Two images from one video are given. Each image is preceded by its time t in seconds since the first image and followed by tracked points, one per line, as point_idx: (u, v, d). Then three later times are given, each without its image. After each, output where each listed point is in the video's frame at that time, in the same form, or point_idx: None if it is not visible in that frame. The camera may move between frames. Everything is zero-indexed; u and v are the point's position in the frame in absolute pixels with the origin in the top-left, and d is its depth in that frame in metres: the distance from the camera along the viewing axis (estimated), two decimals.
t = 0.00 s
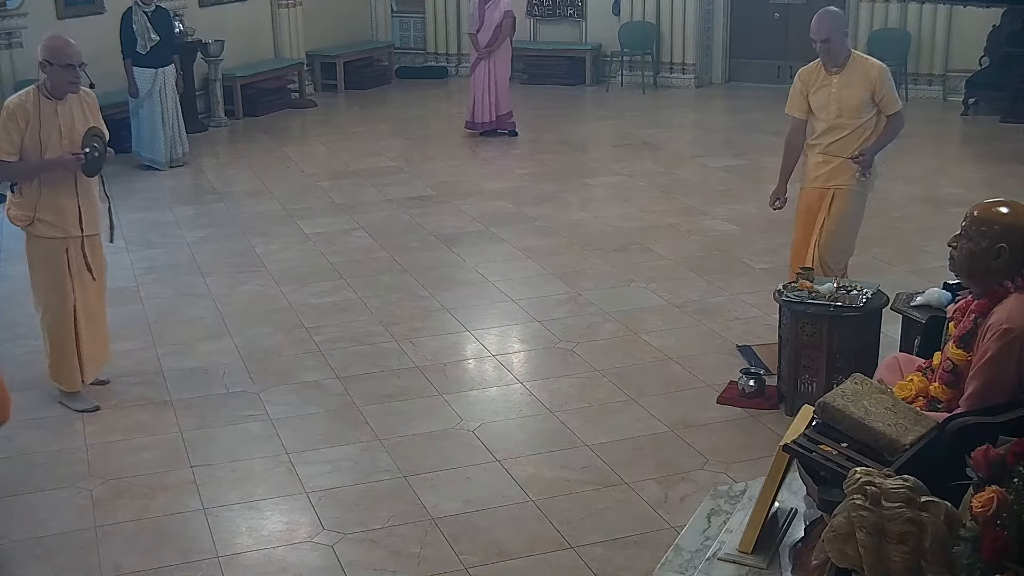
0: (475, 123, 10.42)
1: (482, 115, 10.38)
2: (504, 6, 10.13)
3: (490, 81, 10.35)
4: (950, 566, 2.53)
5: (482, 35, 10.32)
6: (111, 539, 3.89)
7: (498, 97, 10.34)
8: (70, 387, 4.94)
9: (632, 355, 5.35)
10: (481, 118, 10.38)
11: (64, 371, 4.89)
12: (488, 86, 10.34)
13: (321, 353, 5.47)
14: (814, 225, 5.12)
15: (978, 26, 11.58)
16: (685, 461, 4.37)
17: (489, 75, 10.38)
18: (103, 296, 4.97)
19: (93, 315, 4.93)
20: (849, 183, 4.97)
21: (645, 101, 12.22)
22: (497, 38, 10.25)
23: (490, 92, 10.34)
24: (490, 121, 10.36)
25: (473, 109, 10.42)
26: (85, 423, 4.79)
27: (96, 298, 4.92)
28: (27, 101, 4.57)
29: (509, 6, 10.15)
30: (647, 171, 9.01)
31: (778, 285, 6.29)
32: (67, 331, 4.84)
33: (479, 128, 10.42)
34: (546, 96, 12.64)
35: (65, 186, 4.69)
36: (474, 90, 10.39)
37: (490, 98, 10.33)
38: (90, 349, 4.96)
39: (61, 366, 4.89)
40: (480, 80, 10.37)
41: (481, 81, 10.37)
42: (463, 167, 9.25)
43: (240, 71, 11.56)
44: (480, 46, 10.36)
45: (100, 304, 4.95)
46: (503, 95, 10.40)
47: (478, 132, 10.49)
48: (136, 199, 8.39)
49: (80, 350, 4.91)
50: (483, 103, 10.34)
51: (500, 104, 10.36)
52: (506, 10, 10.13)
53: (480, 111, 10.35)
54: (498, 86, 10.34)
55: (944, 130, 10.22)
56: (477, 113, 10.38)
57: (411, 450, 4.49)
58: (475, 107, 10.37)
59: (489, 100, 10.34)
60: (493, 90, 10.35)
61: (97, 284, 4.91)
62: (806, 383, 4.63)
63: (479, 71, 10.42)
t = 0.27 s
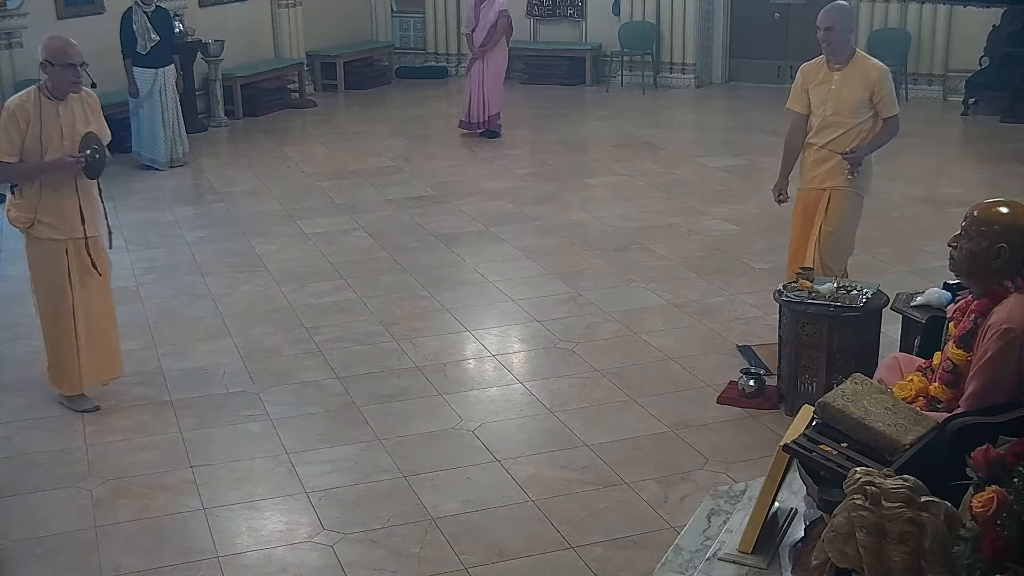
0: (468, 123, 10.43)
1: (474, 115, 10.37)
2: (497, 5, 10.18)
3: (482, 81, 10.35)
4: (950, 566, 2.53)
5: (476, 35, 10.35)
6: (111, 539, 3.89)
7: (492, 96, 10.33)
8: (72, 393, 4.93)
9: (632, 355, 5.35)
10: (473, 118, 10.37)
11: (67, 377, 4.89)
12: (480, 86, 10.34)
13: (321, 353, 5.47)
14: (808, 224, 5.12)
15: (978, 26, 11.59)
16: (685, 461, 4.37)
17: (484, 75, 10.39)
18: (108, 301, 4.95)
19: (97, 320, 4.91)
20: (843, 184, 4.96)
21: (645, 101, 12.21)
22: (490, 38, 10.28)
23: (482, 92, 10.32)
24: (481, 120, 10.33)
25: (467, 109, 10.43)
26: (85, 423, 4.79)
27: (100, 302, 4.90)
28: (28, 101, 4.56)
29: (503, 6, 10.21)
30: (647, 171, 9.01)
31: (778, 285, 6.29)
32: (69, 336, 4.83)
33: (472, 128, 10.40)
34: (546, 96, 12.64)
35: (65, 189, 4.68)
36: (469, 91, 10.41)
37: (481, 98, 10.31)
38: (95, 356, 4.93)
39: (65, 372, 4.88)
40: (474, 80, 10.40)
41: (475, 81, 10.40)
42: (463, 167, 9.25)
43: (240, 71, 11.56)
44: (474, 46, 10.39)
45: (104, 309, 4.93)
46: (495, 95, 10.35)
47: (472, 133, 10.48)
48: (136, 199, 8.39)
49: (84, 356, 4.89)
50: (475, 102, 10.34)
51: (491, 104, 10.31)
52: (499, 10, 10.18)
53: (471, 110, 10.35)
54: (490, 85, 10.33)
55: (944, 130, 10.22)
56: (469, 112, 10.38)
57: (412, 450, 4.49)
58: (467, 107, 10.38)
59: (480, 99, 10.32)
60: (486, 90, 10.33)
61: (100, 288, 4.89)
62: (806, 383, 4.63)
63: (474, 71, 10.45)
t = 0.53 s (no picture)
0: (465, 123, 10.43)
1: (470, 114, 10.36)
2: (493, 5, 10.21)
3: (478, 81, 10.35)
4: (951, 566, 2.53)
5: (473, 35, 10.38)
6: (111, 539, 3.89)
7: (487, 95, 10.29)
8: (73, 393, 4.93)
9: (633, 355, 5.35)
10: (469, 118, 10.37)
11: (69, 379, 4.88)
12: (475, 85, 10.33)
13: (321, 353, 5.47)
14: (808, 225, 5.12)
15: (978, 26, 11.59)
16: (684, 461, 4.37)
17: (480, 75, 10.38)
18: (111, 305, 4.91)
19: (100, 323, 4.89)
20: (844, 185, 4.97)
21: (645, 101, 12.21)
22: (487, 37, 10.29)
23: (478, 91, 10.30)
24: (477, 119, 10.31)
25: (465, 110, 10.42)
26: (85, 423, 4.79)
27: (105, 305, 4.88)
28: (28, 101, 4.57)
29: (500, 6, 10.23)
30: (647, 171, 9.01)
31: (778, 285, 6.29)
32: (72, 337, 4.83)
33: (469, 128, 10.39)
34: (547, 96, 12.64)
35: (65, 188, 4.68)
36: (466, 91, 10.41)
37: (476, 97, 10.29)
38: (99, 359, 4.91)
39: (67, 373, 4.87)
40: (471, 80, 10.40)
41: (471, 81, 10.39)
42: (463, 167, 9.25)
43: (240, 71, 11.56)
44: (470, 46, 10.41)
45: (108, 311, 4.90)
46: (491, 93, 10.31)
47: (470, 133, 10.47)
48: (136, 200, 8.39)
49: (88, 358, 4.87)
50: (470, 102, 10.32)
51: (486, 103, 10.28)
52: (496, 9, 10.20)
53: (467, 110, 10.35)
54: (485, 85, 10.31)
55: (944, 130, 10.22)
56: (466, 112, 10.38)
57: (412, 450, 4.49)
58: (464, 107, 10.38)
59: (475, 99, 10.30)
60: (481, 89, 10.31)
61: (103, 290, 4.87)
62: (806, 383, 4.63)
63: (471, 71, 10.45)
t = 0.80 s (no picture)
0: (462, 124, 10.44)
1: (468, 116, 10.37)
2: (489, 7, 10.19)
3: (475, 82, 10.34)
4: (950, 567, 2.53)
5: (470, 36, 10.36)
6: (111, 539, 3.89)
7: (485, 96, 10.29)
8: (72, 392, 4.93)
9: (633, 355, 5.35)
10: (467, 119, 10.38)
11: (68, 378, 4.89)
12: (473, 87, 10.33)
13: (321, 353, 5.47)
14: (809, 225, 5.12)
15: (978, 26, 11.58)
16: (684, 461, 4.37)
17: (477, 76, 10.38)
18: (113, 305, 4.92)
19: (100, 321, 4.90)
20: (845, 185, 4.97)
21: (645, 101, 12.21)
22: (483, 38, 10.27)
23: (475, 93, 10.31)
24: (474, 121, 10.32)
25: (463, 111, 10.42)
26: (85, 423, 4.79)
27: (105, 304, 4.88)
28: (30, 100, 4.57)
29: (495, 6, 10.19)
30: (647, 171, 9.01)
31: (778, 285, 6.29)
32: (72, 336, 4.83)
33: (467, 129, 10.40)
34: (547, 96, 12.64)
35: (67, 186, 4.68)
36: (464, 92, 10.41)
37: (473, 99, 10.30)
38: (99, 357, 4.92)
39: (67, 372, 4.87)
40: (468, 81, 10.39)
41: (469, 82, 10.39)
42: (463, 167, 9.25)
43: (240, 71, 11.56)
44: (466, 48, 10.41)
45: (108, 311, 4.91)
46: (488, 94, 10.31)
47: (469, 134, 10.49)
48: (136, 200, 8.39)
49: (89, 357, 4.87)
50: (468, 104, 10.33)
51: (483, 104, 10.29)
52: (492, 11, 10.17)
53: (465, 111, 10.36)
54: (483, 86, 10.31)
55: (944, 130, 10.22)
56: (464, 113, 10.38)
57: (412, 450, 4.49)
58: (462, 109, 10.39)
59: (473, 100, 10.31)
60: (478, 90, 10.31)
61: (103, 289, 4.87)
62: (806, 383, 4.63)
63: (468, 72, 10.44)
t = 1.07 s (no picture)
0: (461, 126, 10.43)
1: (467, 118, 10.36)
2: (486, 8, 10.17)
3: (473, 84, 10.34)
4: (951, 567, 2.53)
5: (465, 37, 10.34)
6: (111, 539, 3.89)
7: (484, 98, 10.30)
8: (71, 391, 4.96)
9: (632, 355, 5.35)
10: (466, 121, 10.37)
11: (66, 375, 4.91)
12: (471, 89, 10.33)
13: (321, 352, 5.47)
14: (809, 225, 5.12)
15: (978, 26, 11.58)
16: (684, 461, 4.37)
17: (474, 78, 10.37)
18: (113, 305, 4.92)
19: (100, 321, 4.90)
20: (845, 185, 4.97)
21: (646, 101, 12.21)
22: (479, 39, 10.25)
23: (473, 95, 10.31)
24: (474, 123, 10.32)
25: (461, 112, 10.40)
26: (85, 423, 4.78)
27: (105, 304, 4.89)
28: (33, 100, 4.57)
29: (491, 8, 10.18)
30: (647, 171, 9.01)
31: (778, 285, 6.29)
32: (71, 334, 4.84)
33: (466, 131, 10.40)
34: (547, 96, 12.64)
35: (68, 186, 4.69)
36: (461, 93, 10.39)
37: (472, 101, 10.30)
38: (98, 356, 4.92)
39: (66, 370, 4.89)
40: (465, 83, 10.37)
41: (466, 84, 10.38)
42: (463, 167, 9.25)
43: (240, 71, 11.56)
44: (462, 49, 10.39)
45: (108, 311, 4.91)
46: (487, 96, 10.32)
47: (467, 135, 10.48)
48: (136, 200, 8.39)
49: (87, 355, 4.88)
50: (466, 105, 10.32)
51: (483, 106, 10.30)
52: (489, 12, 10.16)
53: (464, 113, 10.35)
54: (481, 88, 10.31)
55: (944, 131, 10.22)
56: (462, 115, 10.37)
57: (412, 450, 4.49)
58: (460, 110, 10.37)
59: (472, 102, 10.30)
60: (477, 92, 10.31)
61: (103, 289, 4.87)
62: (806, 383, 4.63)
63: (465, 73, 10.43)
